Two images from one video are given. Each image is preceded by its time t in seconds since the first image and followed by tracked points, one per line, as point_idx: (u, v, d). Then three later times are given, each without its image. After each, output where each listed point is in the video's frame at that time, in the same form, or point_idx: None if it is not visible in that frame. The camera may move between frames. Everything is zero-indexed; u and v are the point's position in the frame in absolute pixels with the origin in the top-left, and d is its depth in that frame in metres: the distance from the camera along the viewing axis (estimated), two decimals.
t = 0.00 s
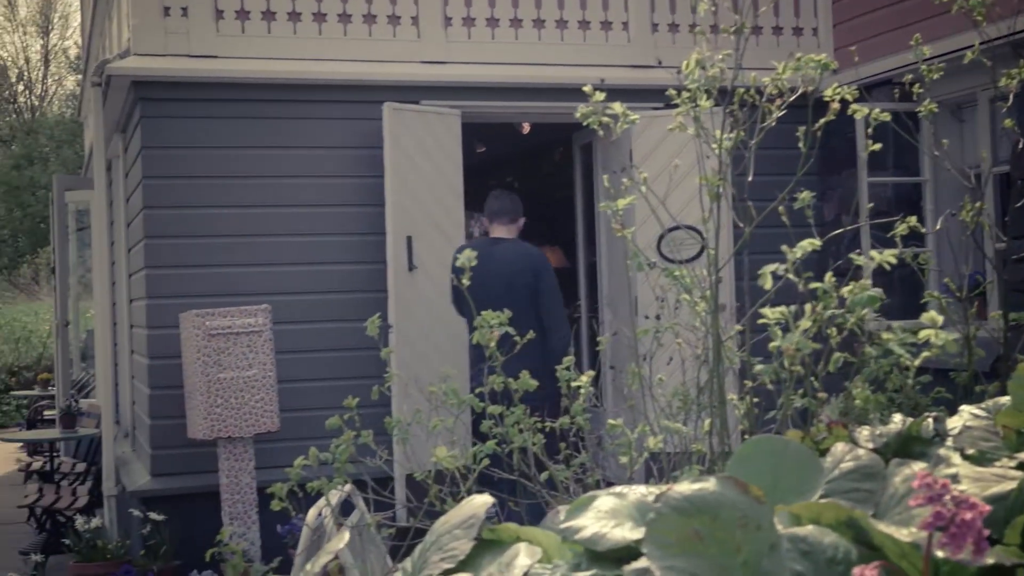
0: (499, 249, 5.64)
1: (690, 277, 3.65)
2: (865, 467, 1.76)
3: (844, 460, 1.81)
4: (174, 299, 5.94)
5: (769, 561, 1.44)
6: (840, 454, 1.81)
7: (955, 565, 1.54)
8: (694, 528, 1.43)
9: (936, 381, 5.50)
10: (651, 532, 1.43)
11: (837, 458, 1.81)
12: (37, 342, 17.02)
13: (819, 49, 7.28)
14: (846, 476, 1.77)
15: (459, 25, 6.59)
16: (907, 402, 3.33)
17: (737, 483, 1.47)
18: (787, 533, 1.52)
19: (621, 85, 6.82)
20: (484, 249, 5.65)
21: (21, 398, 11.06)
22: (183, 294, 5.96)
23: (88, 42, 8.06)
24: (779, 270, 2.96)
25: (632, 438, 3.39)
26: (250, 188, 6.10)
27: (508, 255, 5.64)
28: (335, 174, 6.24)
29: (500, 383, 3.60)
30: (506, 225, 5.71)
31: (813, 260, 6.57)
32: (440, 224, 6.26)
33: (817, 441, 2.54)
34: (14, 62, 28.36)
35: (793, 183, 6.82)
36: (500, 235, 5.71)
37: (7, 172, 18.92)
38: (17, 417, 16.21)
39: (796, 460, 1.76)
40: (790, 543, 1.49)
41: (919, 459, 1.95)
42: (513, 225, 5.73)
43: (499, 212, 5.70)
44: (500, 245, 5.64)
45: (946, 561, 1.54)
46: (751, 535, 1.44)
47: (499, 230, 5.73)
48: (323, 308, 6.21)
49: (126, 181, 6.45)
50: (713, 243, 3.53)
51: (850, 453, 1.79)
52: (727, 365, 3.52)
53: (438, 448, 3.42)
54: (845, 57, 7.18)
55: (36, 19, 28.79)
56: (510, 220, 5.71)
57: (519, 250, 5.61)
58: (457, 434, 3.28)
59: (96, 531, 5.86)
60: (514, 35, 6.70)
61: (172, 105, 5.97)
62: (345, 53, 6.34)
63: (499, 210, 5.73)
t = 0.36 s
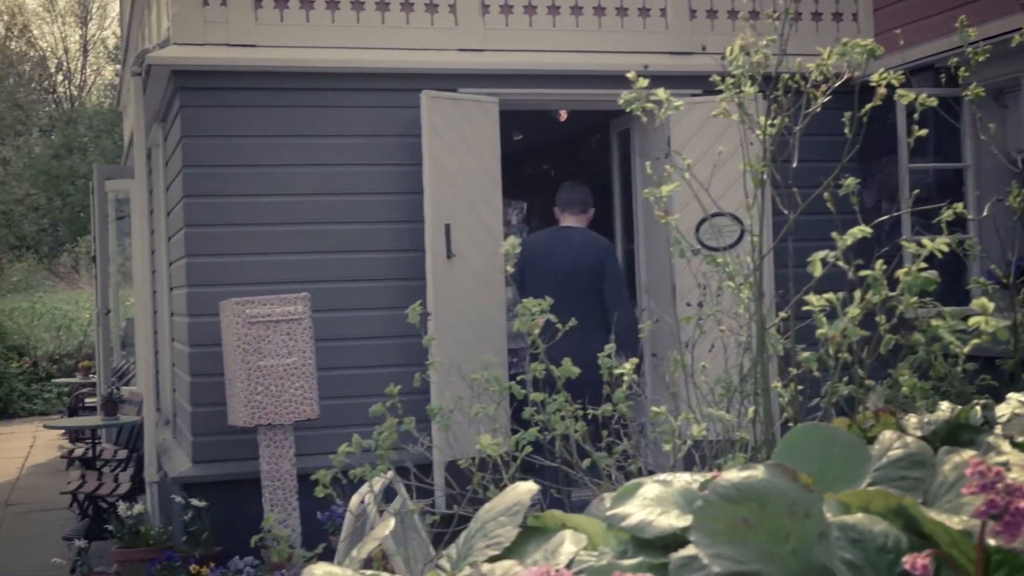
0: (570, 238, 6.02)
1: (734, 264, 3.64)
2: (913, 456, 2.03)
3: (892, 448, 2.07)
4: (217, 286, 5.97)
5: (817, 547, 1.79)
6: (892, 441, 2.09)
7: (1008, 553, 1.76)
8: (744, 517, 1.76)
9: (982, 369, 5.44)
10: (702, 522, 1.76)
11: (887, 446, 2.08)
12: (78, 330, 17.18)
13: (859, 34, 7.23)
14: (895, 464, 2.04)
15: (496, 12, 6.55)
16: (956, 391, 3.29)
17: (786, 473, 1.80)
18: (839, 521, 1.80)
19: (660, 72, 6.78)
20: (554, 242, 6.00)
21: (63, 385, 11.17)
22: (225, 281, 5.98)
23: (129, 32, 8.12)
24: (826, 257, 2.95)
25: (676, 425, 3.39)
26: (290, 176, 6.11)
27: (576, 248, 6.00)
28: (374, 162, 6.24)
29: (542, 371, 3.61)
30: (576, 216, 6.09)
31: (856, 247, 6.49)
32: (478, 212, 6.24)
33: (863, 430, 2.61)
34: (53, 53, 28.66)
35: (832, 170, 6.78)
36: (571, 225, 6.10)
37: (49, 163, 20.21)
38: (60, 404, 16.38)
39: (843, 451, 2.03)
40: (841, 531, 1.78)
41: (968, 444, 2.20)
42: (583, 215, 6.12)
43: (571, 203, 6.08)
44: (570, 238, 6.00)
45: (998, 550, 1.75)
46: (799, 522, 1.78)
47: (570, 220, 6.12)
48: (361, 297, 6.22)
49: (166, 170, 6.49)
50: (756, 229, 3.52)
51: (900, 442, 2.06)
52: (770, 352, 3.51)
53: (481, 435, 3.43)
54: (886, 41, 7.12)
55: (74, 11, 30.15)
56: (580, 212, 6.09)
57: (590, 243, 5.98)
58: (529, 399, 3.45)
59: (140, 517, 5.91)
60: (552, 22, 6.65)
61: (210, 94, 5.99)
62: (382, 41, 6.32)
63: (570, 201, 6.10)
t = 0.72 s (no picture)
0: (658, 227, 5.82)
1: (780, 252, 3.62)
2: (966, 445, 2.14)
3: (944, 437, 2.20)
4: (260, 275, 5.99)
5: (871, 536, 1.92)
6: (945, 429, 2.21)
7: None
8: (796, 504, 1.89)
9: None
10: (755, 510, 1.90)
11: (941, 434, 2.21)
12: (122, 319, 17.36)
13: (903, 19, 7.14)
14: (947, 452, 2.16)
15: None
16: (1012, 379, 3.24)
17: (838, 461, 1.93)
18: (892, 510, 1.93)
19: (702, 59, 6.69)
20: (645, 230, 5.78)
21: (108, 372, 11.29)
22: (269, 270, 6.00)
23: (171, 22, 8.15)
24: (876, 243, 2.93)
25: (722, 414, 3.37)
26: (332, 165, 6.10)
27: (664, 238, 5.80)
28: (415, 151, 6.22)
29: (587, 359, 3.62)
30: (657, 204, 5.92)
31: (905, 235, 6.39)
32: (519, 200, 6.21)
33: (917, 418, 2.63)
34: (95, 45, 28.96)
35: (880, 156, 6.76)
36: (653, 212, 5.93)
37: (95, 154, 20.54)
38: (104, 391, 16.60)
39: (895, 440, 2.17)
40: (895, 520, 1.91)
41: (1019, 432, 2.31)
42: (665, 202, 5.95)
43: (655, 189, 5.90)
44: (659, 228, 5.80)
45: None
46: (852, 511, 1.91)
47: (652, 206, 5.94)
48: (401, 285, 6.20)
49: (208, 159, 6.52)
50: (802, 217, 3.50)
51: (952, 431, 2.19)
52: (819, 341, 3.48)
53: (528, 423, 3.44)
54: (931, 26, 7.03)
55: (115, 1, 30.65)
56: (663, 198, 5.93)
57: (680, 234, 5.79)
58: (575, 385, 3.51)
59: (185, 503, 5.96)
60: (592, 9, 6.56)
61: (250, 84, 5.99)
62: (420, 30, 6.27)
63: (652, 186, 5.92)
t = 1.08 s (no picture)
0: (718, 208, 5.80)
1: (828, 237, 3.59)
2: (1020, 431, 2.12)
3: (998, 424, 2.17)
4: (303, 261, 6.01)
5: (927, 523, 1.90)
6: (1001, 417, 2.18)
7: None
8: (850, 490, 1.90)
9: None
10: (810, 495, 1.90)
11: (994, 421, 2.18)
12: (164, 306, 17.39)
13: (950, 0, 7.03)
14: (1003, 439, 2.13)
15: None
16: None
17: (893, 448, 1.94)
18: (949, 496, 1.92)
19: (745, 43, 6.63)
20: (708, 210, 5.77)
21: (152, 358, 11.40)
22: (312, 256, 6.01)
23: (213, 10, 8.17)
24: (930, 227, 2.90)
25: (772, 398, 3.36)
26: (374, 151, 6.11)
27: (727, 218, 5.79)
28: (455, 137, 6.21)
29: (632, 344, 3.61)
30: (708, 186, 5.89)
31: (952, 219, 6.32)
32: (562, 186, 6.18)
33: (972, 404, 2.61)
34: (138, 33, 29.13)
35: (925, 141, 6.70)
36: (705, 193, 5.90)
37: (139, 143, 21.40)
38: (148, 377, 16.76)
39: (946, 425, 2.16)
40: (952, 506, 1.89)
41: None
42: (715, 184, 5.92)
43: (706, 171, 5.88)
44: (723, 208, 5.79)
45: None
46: (907, 497, 1.91)
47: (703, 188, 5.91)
48: (441, 271, 6.20)
49: (250, 147, 6.54)
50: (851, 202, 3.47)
51: (1006, 418, 2.16)
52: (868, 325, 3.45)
53: (575, 408, 3.44)
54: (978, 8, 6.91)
55: None
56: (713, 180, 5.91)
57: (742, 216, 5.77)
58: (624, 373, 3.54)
59: (229, 488, 6.00)
60: None
61: (292, 71, 6.00)
62: (461, 15, 6.25)
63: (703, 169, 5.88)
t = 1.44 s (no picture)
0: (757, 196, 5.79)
1: (879, 224, 3.55)
2: None
3: None
4: (347, 249, 6.03)
5: (988, 513, 1.83)
6: None
7: None
8: (911, 480, 1.82)
9: None
10: (870, 485, 1.82)
11: None
12: (206, 294, 17.76)
13: None
14: None
15: None
16: None
17: (952, 434, 1.84)
18: (1009, 486, 1.87)
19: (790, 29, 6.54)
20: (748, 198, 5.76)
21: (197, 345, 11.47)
22: (357, 244, 6.03)
23: None
24: (987, 216, 2.87)
25: (824, 387, 3.34)
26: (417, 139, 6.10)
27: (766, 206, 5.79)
28: (496, 125, 6.18)
29: (681, 332, 3.60)
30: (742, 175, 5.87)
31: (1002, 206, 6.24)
32: (605, 174, 6.16)
33: None
34: (181, 23, 29.32)
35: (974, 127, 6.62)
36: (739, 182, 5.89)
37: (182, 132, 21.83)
38: (193, 364, 16.85)
39: (1007, 412, 2.09)
40: (1013, 496, 1.85)
41: None
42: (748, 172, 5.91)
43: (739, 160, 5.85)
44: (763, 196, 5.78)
45: None
46: (969, 487, 1.83)
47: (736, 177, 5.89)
48: (482, 260, 6.18)
49: (295, 135, 6.56)
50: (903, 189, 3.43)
51: None
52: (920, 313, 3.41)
53: (625, 396, 3.44)
54: None
55: None
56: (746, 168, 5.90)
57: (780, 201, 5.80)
58: (673, 360, 3.53)
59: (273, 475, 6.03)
60: None
61: (335, 60, 6.01)
62: (502, 3, 6.21)
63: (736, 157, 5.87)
